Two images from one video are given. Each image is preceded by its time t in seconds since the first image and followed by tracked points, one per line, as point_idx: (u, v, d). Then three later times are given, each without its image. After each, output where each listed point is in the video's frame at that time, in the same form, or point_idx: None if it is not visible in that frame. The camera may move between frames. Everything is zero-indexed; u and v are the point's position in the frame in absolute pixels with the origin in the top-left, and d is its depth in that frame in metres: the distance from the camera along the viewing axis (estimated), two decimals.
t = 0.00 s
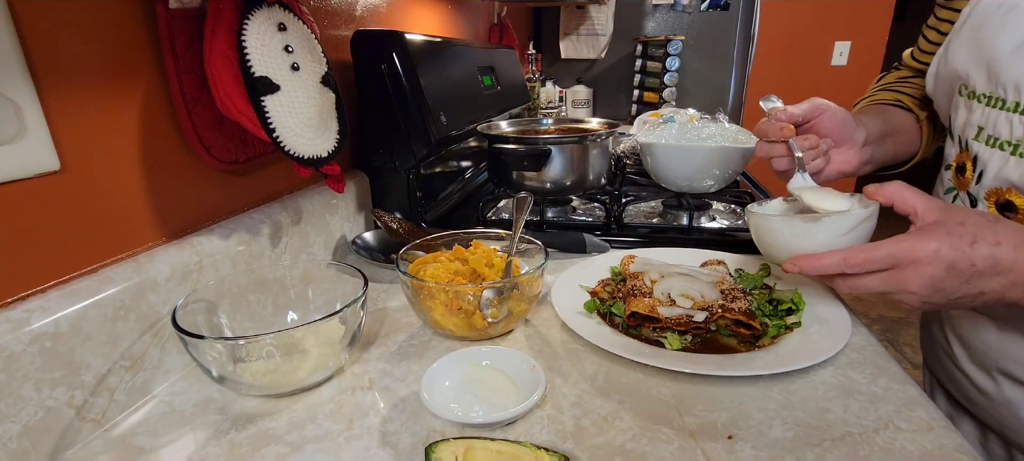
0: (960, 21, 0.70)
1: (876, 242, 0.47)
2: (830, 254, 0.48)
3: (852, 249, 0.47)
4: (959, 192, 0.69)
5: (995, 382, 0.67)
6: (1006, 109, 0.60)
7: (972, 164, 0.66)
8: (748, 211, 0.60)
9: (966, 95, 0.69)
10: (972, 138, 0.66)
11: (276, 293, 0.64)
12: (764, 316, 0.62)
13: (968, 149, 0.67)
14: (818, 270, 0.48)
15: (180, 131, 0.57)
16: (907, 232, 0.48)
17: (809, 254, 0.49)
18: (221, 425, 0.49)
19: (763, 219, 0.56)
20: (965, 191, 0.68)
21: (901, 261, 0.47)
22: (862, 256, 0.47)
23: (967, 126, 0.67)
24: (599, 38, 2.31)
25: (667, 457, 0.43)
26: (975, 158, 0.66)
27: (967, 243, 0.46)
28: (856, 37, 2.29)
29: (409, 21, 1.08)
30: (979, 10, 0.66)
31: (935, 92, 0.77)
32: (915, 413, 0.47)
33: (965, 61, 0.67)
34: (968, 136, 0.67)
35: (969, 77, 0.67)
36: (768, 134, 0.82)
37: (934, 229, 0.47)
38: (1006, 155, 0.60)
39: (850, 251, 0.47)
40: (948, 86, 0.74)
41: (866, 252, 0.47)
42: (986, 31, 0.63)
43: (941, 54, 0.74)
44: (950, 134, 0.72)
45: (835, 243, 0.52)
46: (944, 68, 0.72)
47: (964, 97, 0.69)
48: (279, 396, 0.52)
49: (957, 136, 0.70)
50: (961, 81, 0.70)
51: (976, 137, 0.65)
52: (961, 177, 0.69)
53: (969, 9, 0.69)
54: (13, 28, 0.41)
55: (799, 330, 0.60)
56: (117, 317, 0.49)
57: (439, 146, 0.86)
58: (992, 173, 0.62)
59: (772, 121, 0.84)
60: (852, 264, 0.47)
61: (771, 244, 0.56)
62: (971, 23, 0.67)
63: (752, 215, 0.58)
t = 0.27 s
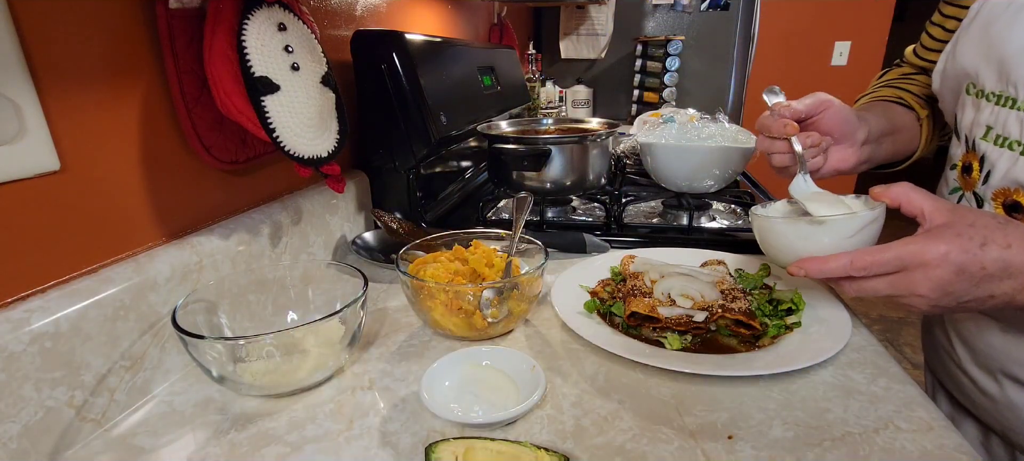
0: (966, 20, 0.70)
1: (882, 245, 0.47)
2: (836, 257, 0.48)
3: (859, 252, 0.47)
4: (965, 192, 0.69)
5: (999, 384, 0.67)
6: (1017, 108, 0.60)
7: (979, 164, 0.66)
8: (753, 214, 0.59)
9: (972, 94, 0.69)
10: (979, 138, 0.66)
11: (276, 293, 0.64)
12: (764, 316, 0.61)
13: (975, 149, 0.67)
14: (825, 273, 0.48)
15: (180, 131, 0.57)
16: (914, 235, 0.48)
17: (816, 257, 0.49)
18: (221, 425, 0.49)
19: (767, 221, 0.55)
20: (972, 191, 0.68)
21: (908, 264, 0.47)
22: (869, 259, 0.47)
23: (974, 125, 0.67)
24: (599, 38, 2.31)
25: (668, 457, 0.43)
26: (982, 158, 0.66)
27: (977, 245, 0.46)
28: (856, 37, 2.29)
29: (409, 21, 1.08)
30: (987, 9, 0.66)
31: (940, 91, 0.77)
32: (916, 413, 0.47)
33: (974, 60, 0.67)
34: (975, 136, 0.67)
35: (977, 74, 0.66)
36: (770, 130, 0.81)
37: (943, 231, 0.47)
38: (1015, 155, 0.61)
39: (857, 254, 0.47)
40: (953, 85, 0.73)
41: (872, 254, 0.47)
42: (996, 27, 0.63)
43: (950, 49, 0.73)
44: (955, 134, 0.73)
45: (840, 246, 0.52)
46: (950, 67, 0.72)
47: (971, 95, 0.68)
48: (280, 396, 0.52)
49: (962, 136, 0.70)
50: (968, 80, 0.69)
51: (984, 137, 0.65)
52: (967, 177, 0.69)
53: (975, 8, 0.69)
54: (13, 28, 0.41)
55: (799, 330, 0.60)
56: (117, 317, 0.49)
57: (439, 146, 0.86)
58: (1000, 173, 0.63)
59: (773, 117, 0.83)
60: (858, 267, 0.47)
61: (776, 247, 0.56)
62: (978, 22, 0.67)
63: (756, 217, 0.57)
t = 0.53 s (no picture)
0: (970, 19, 0.70)
1: (885, 252, 0.47)
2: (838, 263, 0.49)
3: (860, 259, 0.48)
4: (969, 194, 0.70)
5: (1006, 389, 0.67)
6: (1022, 108, 0.60)
7: (983, 164, 0.66)
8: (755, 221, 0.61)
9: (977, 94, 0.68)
10: (983, 140, 0.66)
11: (276, 293, 0.64)
12: (764, 316, 0.61)
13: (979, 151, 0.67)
14: (827, 279, 0.49)
15: (180, 130, 0.57)
16: (919, 241, 0.48)
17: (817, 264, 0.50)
18: (221, 425, 0.49)
19: (769, 228, 0.56)
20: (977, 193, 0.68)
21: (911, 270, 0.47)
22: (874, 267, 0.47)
23: (979, 126, 0.67)
24: (599, 38, 2.31)
25: (668, 457, 0.43)
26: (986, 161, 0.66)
27: (982, 253, 0.45)
28: (856, 37, 2.29)
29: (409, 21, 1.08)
30: (993, 9, 0.66)
31: (945, 92, 0.77)
32: (915, 413, 0.47)
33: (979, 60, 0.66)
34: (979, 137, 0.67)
35: (982, 74, 0.66)
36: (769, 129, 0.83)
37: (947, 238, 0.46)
38: (1020, 156, 0.61)
39: (859, 261, 0.48)
40: (957, 85, 0.73)
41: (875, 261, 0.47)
42: (1003, 26, 0.63)
43: (954, 49, 0.73)
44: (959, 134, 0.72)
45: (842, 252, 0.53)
46: (955, 67, 0.72)
47: (976, 95, 0.68)
48: (279, 396, 0.52)
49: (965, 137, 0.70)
50: (972, 80, 0.69)
51: (988, 138, 0.65)
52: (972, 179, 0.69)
53: (980, 8, 0.69)
54: (13, 28, 0.41)
55: (799, 330, 0.60)
56: (117, 317, 0.49)
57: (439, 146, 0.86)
58: (1005, 174, 0.63)
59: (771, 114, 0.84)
60: (860, 274, 0.48)
61: (778, 253, 0.57)
62: (985, 22, 0.67)
63: (759, 225, 0.58)
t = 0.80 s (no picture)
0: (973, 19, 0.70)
1: (907, 265, 0.47)
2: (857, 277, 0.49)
3: (881, 273, 0.48)
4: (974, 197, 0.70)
5: (1009, 394, 0.67)
6: None
7: (988, 167, 0.66)
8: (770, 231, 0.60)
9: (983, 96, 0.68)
10: (989, 142, 0.66)
11: (276, 293, 0.64)
12: (764, 316, 0.61)
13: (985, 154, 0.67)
14: (845, 293, 0.49)
15: (180, 130, 0.57)
16: (942, 253, 0.47)
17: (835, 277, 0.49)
18: (221, 425, 0.49)
19: (785, 239, 0.56)
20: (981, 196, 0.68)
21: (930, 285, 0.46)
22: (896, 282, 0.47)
23: (986, 128, 0.66)
24: (599, 38, 2.31)
25: (668, 457, 0.43)
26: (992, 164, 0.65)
27: (1010, 266, 0.45)
28: (856, 37, 2.28)
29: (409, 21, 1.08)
30: (998, 8, 0.65)
31: (949, 93, 0.76)
32: (916, 413, 0.47)
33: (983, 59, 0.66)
34: (985, 140, 0.66)
35: (987, 74, 0.66)
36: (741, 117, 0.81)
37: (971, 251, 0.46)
38: None
39: (880, 275, 0.48)
40: (961, 86, 0.73)
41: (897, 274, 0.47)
42: (1007, 26, 0.63)
43: (957, 50, 0.73)
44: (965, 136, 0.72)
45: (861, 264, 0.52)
46: (959, 67, 0.71)
47: (981, 96, 0.68)
48: (279, 396, 0.52)
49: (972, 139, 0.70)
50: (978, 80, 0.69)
51: (994, 141, 0.65)
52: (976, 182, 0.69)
53: (984, 7, 0.68)
54: (13, 28, 0.41)
55: (799, 330, 0.60)
56: (117, 317, 0.49)
57: (439, 146, 0.86)
58: (1009, 177, 0.62)
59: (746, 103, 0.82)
60: (882, 287, 0.48)
61: (795, 265, 0.56)
62: (989, 21, 0.66)
63: (774, 235, 0.58)
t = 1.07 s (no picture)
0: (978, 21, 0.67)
1: (975, 293, 0.43)
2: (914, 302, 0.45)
3: (944, 299, 0.44)
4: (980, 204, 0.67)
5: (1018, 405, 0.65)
6: None
7: (995, 173, 0.63)
8: (812, 248, 0.54)
9: (993, 97, 0.64)
10: (998, 147, 0.62)
11: (276, 293, 0.64)
12: (764, 316, 0.61)
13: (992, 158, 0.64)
14: (901, 319, 0.45)
15: (180, 130, 0.57)
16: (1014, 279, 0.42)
17: (891, 302, 0.45)
18: (221, 426, 0.49)
19: (830, 257, 0.50)
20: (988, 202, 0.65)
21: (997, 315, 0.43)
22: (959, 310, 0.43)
23: (995, 131, 0.63)
24: (599, 38, 2.31)
25: (668, 458, 0.43)
26: (999, 169, 0.62)
27: None
28: (856, 37, 2.28)
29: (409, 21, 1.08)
30: (1004, 9, 0.62)
31: (954, 97, 0.72)
32: (915, 413, 0.47)
33: (987, 63, 0.63)
34: (994, 144, 0.63)
35: (996, 78, 0.62)
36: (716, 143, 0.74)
37: None
38: None
39: (943, 301, 0.44)
40: (966, 92, 0.69)
41: (957, 300, 0.43)
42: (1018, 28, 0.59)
43: (961, 53, 0.69)
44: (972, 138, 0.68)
45: (919, 289, 0.47)
46: (962, 71, 0.68)
47: (990, 100, 0.64)
48: (279, 396, 0.52)
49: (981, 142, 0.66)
50: (985, 84, 0.65)
51: (1003, 145, 0.62)
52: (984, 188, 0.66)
53: (990, 9, 0.65)
54: (13, 28, 0.41)
55: (799, 330, 0.60)
56: (117, 317, 0.49)
57: (439, 146, 0.86)
58: (1017, 186, 0.59)
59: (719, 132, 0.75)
60: (944, 315, 0.44)
61: (841, 286, 0.51)
62: (994, 23, 0.63)
63: (820, 253, 0.52)
